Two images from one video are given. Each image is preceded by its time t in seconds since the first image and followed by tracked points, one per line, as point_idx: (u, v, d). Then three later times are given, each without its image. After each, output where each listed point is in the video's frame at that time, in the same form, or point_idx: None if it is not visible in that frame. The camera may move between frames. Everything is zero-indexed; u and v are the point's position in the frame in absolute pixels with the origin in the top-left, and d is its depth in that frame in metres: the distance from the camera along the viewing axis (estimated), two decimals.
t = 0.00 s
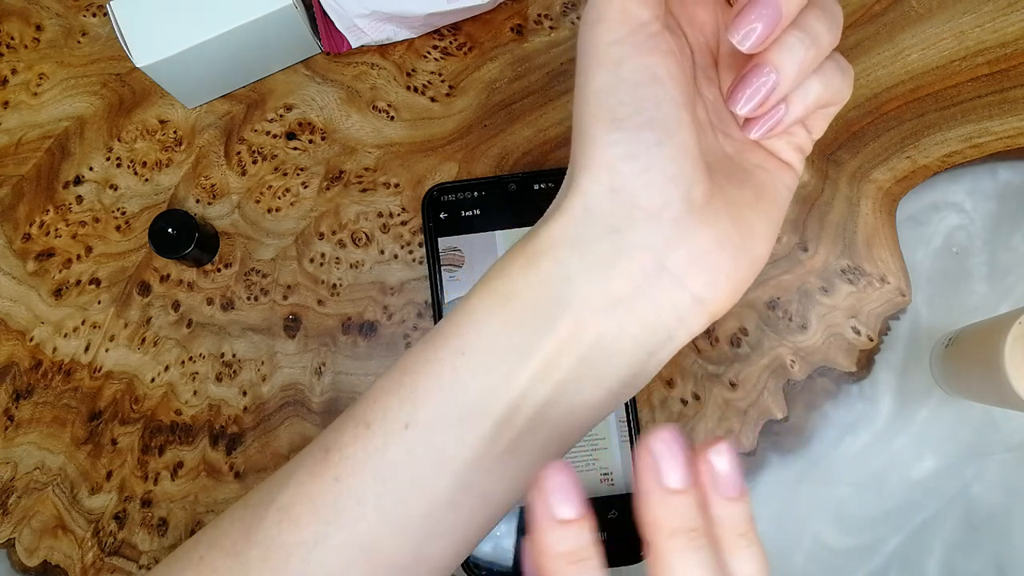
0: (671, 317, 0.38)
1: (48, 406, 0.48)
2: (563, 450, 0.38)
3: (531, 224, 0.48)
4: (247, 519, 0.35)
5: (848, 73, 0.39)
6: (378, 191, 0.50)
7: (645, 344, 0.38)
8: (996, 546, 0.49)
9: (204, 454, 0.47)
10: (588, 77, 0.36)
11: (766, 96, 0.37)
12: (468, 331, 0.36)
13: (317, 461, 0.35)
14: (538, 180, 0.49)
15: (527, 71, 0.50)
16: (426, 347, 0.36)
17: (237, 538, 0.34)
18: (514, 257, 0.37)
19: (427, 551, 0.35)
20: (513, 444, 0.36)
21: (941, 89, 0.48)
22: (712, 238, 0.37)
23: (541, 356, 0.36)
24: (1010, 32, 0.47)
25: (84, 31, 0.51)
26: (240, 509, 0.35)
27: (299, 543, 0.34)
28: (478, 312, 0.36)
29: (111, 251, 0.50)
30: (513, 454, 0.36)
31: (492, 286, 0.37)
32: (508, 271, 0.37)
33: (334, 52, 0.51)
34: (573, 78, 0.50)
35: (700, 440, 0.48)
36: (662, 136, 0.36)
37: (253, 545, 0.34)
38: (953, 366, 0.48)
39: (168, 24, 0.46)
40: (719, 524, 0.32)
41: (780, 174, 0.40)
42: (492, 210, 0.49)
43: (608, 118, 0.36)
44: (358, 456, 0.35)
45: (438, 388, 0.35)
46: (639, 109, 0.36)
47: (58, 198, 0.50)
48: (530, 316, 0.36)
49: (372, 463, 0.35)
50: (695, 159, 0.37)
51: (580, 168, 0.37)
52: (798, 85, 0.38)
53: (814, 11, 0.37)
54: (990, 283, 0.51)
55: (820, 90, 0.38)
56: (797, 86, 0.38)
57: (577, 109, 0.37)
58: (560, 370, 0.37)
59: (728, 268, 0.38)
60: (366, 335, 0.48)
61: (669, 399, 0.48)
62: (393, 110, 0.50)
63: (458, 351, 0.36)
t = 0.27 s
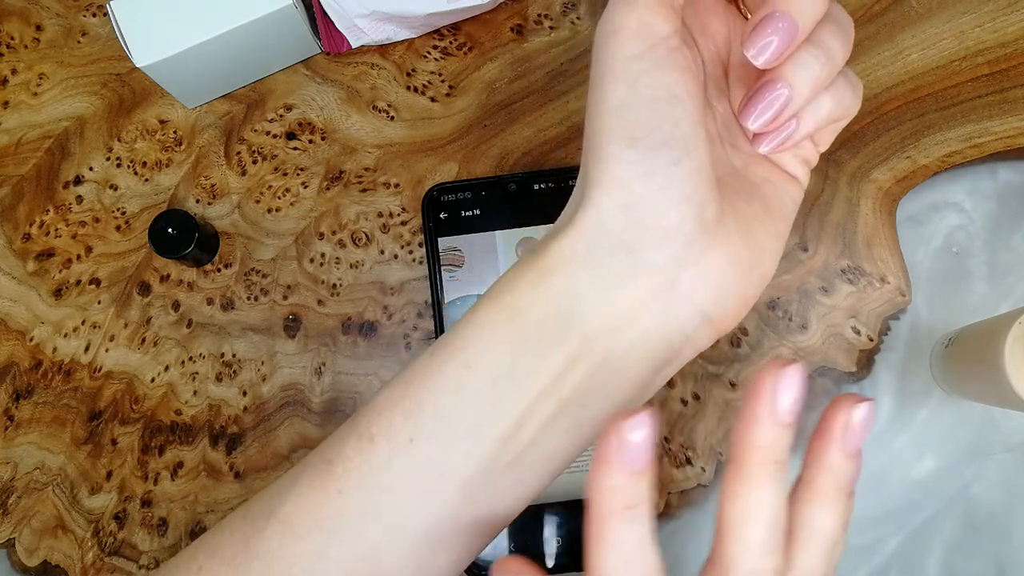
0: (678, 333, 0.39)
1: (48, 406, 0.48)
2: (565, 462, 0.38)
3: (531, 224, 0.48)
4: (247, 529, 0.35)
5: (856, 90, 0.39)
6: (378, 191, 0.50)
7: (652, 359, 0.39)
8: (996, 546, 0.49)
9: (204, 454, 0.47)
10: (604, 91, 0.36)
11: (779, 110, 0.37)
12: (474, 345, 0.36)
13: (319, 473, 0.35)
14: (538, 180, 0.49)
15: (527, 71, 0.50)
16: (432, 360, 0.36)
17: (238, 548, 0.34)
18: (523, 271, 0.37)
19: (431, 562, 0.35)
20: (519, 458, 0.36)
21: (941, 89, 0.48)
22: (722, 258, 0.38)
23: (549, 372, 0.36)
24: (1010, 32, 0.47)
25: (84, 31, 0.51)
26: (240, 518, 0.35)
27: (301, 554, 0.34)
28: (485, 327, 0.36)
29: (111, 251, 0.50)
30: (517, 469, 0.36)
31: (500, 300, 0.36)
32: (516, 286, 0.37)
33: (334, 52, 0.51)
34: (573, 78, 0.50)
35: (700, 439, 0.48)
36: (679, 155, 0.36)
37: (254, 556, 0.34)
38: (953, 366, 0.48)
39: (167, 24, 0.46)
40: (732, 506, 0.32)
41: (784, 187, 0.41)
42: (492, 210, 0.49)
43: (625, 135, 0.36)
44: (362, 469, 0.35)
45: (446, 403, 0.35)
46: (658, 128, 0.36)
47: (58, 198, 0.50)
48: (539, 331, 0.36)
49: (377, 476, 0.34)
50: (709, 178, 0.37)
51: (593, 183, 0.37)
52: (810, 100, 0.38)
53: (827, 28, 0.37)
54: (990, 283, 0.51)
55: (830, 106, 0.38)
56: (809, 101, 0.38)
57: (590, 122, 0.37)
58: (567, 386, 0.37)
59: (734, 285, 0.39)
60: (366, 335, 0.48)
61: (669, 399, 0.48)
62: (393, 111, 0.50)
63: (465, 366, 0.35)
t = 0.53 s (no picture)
0: (672, 325, 0.39)
1: (48, 406, 0.48)
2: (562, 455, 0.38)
3: (531, 224, 0.49)
4: (247, 525, 0.34)
5: (846, 81, 0.39)
6: (378, 191, 0.50)
7: (646, 351, 0.39)
8: (996, 546, 0.49)
9: (204, 454, 0.47)
10: (595, 85, 0.36)
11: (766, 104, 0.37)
12: (469, 338, 0.36)
13: (318, 468, 0.35)
14: (538, 180, 0.49)
15: (527, 71, 0.50)
16: (428, 354, 0.36)
17: (238, 544, 0.34)
18: (517, 265, 0.37)
19: (429, 556, 0.35)
20: (515, 450, 0.36)
21: (941, 89, 0.48)
22: (714, 249, 0.38)
23: (544, 363, 0.36)
24: (1010, 32, 0.47)
25: (84, 31, 0.51)
26: (239, 515, 0.35)
27: (301, 550, 0.34)
28: (480, 320, 0.36)
29: (111, 251, 0.50)
30: (512, 462, 0.36)
31: (495, 294, 0.37)
32: (510, 279, 0.37)
33: (334, 52, 0.51)
34: (573, 78, 0.50)
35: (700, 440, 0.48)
36: (669, 147, 0.36)
37: (254, 553, 0.34)
38: (953, 366, 0.48)
39: (167, 24, 0.46)
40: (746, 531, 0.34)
41: (776, 180, 0.40)
42: (492, 210, 0.49)
43: (616, 128, 0.36)
44: (360, 464, 0.35)
45: (441, 396, 0.35)
46: (648, 120, 0.36)
47: (58, 198, 0.50)
48: (534, 324, 0.36)
49: (375, 470, 0.34)
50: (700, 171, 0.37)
51: (586, 176, 0.37)
52: (799, 93, 0.37)
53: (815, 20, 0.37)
54: (990, 283, 0.51)
55: (820, 99, 0.38)
56: (797, 94, 0.37)
57: (582, 116, 0.37)
58: (562, 378, 0.37)
59: (728, 277, 0.38)
60: (366, 335, 0.48)
61: (669, 399, 0.48)
62: (393, 111, 0.50)
63: (460, 358, 0.36)
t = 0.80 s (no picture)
0: (674, 321, 0.39)
1: (48, 406, 0.48)
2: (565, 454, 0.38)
3: (531, 224, 0.48)
4: (247, 530, 0.35)
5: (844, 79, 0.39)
6: (378, 191, 0.50)
7: (649, 348, 0.38)
8: (996, 546, 0.49)
9: (204, 454, 0.47)
10: (593, 81, 0.36)
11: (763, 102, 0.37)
12: (469, 336, 0.36)
13: (319, 471, 0.35)
14: (538, 180, 0.49)
15: (527, 71, 0.50)
16: (428, 354, 0.36)
17: (240, 549, 0.34)
18: (517, 263, 0.37)
19: (431, 557, 0.35)
20: (518, 449, 0.36)
21: (941, 89, 0.48)
22: (714, 244, 0.38)
23: (545, 360, 0.36)
24: (1010, 32, 0.47)
25: (84, 31, 0.51)
26: (240, 520, 0.35)
27: (303, 552, 0.34)
28: (480, 318, 0.36)
29: (111, 251, 0.50)
30: (515, 460, 0.36)
31: (495, 292, 0.37)
32: (510, 277, 0.37)
33: (334, 52, 0.51)
34: (573, 78, 0.50)
35: (700, 439, 0.48)
36: (667, 142, 0.36)
37: (255, 556, 0.34)
38: (953, 366, 0.48)
39: (167, 24, 0.46)
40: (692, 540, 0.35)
41: (775, 178, 0.40)
42: (492, 210, 0.49)
43: (614, 125, 0.36)
44: (361, 465, 0.35)
45: (442, 394, 0.35)
46: (646, 116, 0.36)
47: (58, 198, 0.50)
48: (535, 321, 0.36)
49: (376, 471, 0.35)
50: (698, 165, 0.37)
51: (585, 173, 0.37)
52: (795, 90, 0.37)
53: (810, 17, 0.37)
54: (990, 283, 0.51)
55: (816, 96, 0.38)
56: (794, 91, 0.37)
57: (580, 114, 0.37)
58: (564, 376, 0.37)
59: (730, 271, 0.38)
60: (366, 335, 0.48)
61: (669, 399, 0.48)
62: (393, 111, 0.50)
63: (460, 356, 0.36)
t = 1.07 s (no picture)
0: (673, 326, 0.38)
1: (48, 406, 0.48)
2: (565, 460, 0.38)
3: (530, 224, 0.48)
4: (244, 536, 0.34)
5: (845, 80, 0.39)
6: (378, 191, 0.50)
7: (647, 352, 0.38)
8: (995, 545, 0.49)
9: (204, 454, 0.47)
10: (591, 83, 0.36)
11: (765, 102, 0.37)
12: (466, 341, 0.36)
13: (314, 478, 0.35)
14: (538, 180, 0.49)
15: (528, 70, 0.50)
16: (424, 359, 0.36)
17: (235, 557, 0.34)
18: (514, 267, 0.37)
19: (429, 563, 0.35)
20: (516, 455, 0.36)
21: (941, 89, 0.48)
22: (715, 246, 0.37)
23: (543, 364, 0.36)
24: (1010, 32, 0.47)
25: (84, 31, 0.51)
26: (237, 525, 0.35)
27: (300, 559, 0.34)
28: (477, 322, 0.36)
29: (111, 251, 0.50)
30: (513, 466, 0.36)
31: (492, 297, 0.37)
32: (507, 282, 0.37)
33: (334, 52, 0.51)
34: (573, 78, 0.50)
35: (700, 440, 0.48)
36: (666, 142, 0.36)
37: (252, 564, 0.34)
38: (953, 366, 0.48)
39: (167, 24, 0.46)
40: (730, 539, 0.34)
41: (776, 180, 0.40)
42: (492, 210, 0.49)
43: (612, 125, 0.36)
44: (357, 471, 0.35)
45: (439, 399, 0.35)
46: (645, 116, 0.36)
47: (58, 198, 0.50)
48: (532, 325, 0.36)
49: (373, 477, 0.35)
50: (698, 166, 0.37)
51: (583, 175, 0.37)
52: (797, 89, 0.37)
53: (811, 16, 0.37)
54: (990, 284, 0.51)
55: (818, 95, 0.38)
56: (796, 90, 0.37)
57: (578, 116, 0.37)
58: (562, 381, 0.37)
59: (729, 274, 0.38)
60: (366, 335, 0.48)
61: (669, 399, 0.48)
62: (393, 110, 0.50)
63: (458, 361, 0.36)
